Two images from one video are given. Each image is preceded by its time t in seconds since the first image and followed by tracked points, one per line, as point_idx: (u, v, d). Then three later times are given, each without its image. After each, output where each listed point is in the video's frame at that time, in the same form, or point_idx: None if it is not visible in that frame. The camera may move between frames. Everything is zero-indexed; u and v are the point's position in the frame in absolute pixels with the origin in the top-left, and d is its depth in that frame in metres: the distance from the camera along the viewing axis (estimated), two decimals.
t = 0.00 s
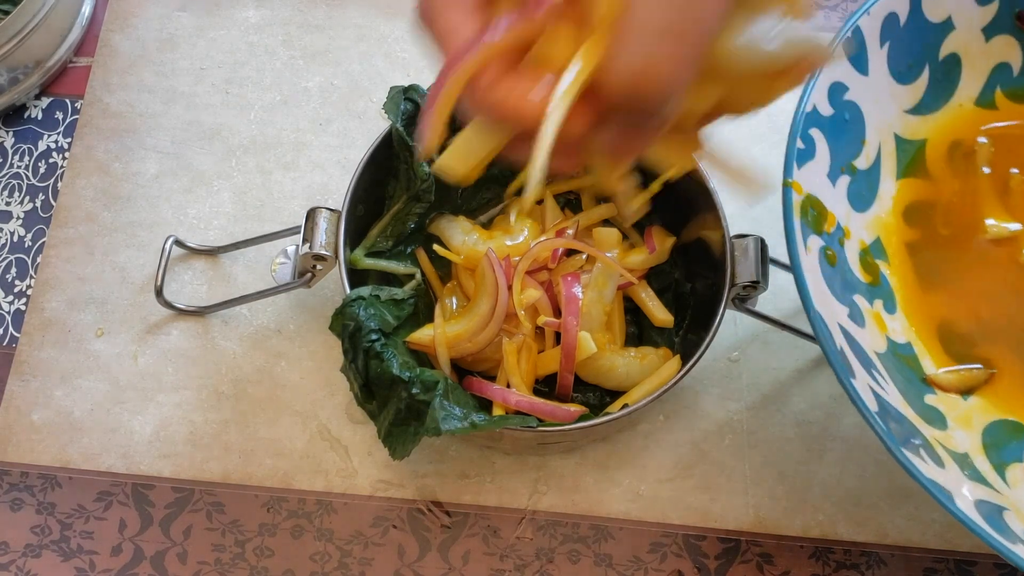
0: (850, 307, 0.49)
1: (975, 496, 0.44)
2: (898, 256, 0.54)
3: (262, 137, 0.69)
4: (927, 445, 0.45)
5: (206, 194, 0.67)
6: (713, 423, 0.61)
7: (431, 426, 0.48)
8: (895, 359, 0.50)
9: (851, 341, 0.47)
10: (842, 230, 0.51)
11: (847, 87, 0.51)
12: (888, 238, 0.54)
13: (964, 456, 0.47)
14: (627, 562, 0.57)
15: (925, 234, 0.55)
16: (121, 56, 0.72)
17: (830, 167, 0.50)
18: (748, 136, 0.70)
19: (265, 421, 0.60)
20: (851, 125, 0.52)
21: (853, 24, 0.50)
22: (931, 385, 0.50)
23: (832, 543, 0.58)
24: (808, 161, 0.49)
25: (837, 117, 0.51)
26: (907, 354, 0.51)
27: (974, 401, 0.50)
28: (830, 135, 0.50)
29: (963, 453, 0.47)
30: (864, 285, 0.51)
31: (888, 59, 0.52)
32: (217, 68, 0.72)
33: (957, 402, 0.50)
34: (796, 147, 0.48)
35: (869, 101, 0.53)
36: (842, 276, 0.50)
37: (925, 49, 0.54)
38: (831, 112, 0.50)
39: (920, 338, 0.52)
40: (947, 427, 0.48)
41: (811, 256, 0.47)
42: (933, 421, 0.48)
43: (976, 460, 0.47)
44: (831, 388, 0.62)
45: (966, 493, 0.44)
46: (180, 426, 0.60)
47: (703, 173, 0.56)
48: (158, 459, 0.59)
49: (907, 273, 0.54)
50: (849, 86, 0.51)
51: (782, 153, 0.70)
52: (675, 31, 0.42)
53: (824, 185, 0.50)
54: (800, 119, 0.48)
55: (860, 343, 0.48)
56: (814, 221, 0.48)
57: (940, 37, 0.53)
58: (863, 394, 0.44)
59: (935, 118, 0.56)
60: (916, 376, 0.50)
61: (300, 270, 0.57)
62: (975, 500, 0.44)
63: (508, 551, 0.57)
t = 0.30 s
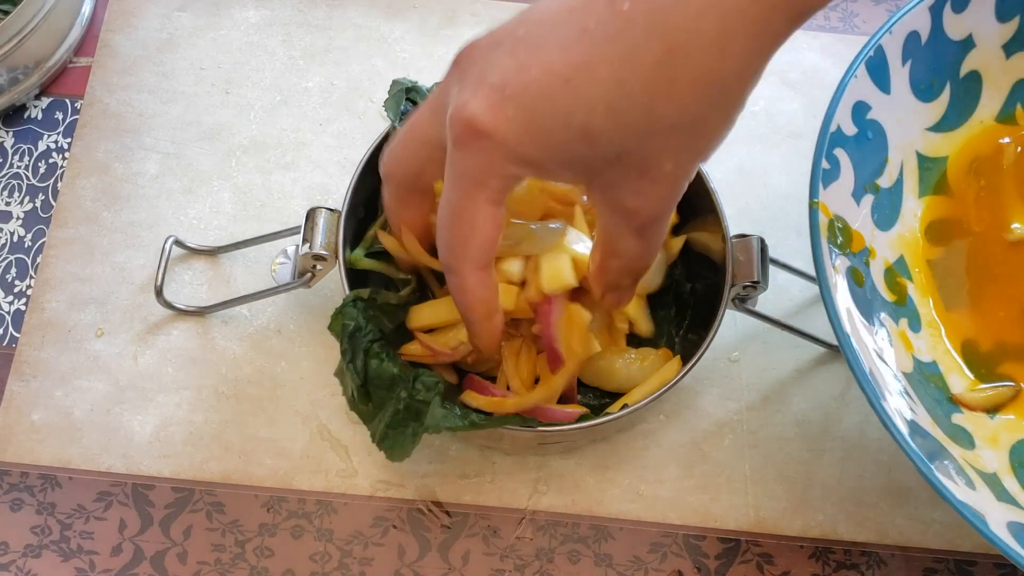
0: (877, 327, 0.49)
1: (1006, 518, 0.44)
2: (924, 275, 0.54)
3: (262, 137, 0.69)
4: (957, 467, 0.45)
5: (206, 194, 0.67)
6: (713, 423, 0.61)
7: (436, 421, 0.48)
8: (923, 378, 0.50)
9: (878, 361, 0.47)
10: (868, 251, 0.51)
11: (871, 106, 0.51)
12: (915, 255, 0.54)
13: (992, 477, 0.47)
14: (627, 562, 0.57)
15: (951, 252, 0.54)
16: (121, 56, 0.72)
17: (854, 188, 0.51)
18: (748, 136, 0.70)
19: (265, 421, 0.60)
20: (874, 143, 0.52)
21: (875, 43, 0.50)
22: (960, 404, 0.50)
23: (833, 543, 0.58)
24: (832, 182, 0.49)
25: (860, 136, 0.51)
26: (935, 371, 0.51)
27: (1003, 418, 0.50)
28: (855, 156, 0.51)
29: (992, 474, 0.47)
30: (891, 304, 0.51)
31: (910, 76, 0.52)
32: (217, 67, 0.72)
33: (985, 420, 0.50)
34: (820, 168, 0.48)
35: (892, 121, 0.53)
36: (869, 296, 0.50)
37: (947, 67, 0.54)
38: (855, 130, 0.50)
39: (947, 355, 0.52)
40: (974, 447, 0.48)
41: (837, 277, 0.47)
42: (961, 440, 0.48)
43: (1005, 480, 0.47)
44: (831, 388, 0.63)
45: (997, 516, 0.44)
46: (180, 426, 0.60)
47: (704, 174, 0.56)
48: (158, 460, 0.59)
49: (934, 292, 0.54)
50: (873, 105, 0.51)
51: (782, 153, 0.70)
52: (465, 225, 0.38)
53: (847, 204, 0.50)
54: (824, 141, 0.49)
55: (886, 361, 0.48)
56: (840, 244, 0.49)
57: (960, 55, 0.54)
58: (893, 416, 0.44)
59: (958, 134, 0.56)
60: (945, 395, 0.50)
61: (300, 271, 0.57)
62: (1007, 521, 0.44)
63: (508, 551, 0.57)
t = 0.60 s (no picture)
0: (884, 329, 0.49)
1: (1019, 527, 0.44)
2: (930, 274, 0.54)
3: (263, 137, 0.69)
4: (967, 474, 0.45)
5: (206, 194, 0.67)
6: (713, 423, 0.61)
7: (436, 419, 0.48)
8: (931, 383, 0.50)
9: (887, 364, 0.47)
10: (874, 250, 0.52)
11: (879, 101, 0.51)
12: (920, 256, 0.54)
13: (1001, 483, 0.47)
14: (627, 562, 0.57)
15: (957, 251, 0.55)
16: (121, 56, 0.72)
17: (861, 186, 0.51)
18: (748, 137, 0.70)
19: (265, 422, 0.60)
20: (882, 140, 0.52)
21: (883, 37, 0.49)
22: (966, 407, 0.50)
23: (833, 543, 0.58)
24: (840, 179, 0.49)
25: (868, 131, 0.50)
26: (941, 374, 0.51)
27: (1009, 423, 0.50)
28: (864, 151, 0.50)
29: (1001, 480, 0.47)
30: (898, 306, 0.51)
31: (919, 70, 0.52)
32: (217, 68, 0.72)
33: (991, 425, 0.50)
34: (829, 165, 0.48)
35: (899, 116, 0.52)
36: (875, 297, 0.50)
37: (957, 62, 0.53)
38: (863, 127, 0.50)
39: (954, 360, 0.52)
40: (983, 452, 0.48)
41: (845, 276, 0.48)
42: (969, 446, 0.48)
43: (1013, 486, 0.47)
44: (831, 388, 0.63)
45: (1008, 525, 0.44)
46: (180, 426, 0.60)
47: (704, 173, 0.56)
48: (158, 460, 0.59)
49: (940, 294, 0.54)
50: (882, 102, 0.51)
51: (781, 154, 0.70)
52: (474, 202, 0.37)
53: (854, 203, 0.50)
54: (833, 137, 0.48)
55: (895, 365, 0.48)
56: (847, 242, 0.49)
57: (967, 52, 0.53)
58: (904, 422, 0.44)
59: (963, 133, 0.56)
60: (952, 399, 0.50)
61: (301, 271, 0.57)
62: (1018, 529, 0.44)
63: (508, 552, 0.57)
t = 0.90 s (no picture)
0: (863, 345, 0.49)
1: (998, 541, 0.44)
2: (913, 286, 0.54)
3: (263, 137, 0.69)
4: (946, 489, 0.45)
5: (206, 195, 0.67)
6: (713, 423, 0.61)
7: (436, 418, 0.48)
8: (911, 397, 0.50)
9: (866, 381, 0.47)
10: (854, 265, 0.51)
11: (858, 115, 0.51)
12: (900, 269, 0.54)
13: (982, 498, 0.47)
14: (627, 562, 0.57)
15: (939, 262, 0.54)
16: (121, 57, 0.72)
17: (840, 201, 0.51)
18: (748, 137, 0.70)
19: (265, 422, 0.60)
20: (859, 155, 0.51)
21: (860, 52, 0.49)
22: (947, 420, 0.50)
23: (833, 543, 0.58)
24: (818, 197, 0.49)
25: (847, 146, 0.50)
26: (921, 389, 0.51)
27: (991, 435, 0.51)
28: (843, 168, 0.50)
29: (981, 495, 0.47)
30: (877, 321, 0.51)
31: (896, 85, 0.52)
32: (217, 68, 0.72)
33: (972, 439, 0.50)
34: (807, 182, 0.48)
35: (878, 131, 0.52)
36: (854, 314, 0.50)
37: (932, 75, 0.53)
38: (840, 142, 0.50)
39: (936, 374, 0.52)
40: (963, 467, 0.48)
41: (823, 294, 0.47)
42: (950, 461, 0.48)
43: (994, 501, 0.47)
44: (831, 388, 0.63)
45: (987, 540, 0.44)
46: (180, 426, 0.60)
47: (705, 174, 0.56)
48: (158, 460, 0.59)
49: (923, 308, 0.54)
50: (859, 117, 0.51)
51: (782, 153, 0.70)
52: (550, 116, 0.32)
53: (834, 220, 0.50)
54: (810, 154, 0.48)
55: (874, 381, 0.48)
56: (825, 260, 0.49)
57: (944, 63, 0.53)
58: (883, 440, 0.44)
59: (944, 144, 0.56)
60: (932, 414, 0.50)
61: (300, 272, 0.57)
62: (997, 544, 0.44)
63: (508, 552, 0.57)
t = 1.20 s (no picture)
0: (857, 315, 0.47)
1: (988, 512, 0.43)
2: (905, 259, 0.53)
3: (263, 137, 0.69)
4: (936, 458, 0.44)
5: (206, 195, 0.67)
6: (713, 423, 0.61)
7: (434, 418, 0.48)
8: (905, 368, 0.49)
9: (858, 349, 0.45)
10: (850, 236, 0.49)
11: (858, 87, 0.49)
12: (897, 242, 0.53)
13: (974, 470, 0.46)
14: (627, 562, 0.57)
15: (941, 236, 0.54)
16: (121, 57, 0.72)
17: (839, 170, 0.49)
18: (748, 137, 0.70)
19: (265, 422, 0.60)
20: (860, 126, 0.50)
21: (863, 22, 0.49)
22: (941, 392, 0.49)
23: (833, 543, 0.58)
24: (817, 165, 0.47)
25: (848, 116, 0.49)
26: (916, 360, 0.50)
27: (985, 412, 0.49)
28: (842, 137, 0.48)
29: (974, 467, 0.46)
30: (873, 293, 0.50)
31: (900, 57, 0.51)
32: (217, 68, 0.72)
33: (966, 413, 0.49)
34: (805, 148, 0.46)
35: (880, 103, 0.51)
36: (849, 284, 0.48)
37: (940, 48, 0.52)
38: (840, 111, 0.48)
39: (930, 347, 0.50)
40: (956, 439, 0.47)
41: (818, 262, 0.45)
42: (942, 432, 0.47)
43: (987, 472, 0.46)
44: (831, 388, 0.63)
45: (975, 509, 0.43)
46: (180, 427, 0.60)
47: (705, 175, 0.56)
48: (159, 460, 0.59)
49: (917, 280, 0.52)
50: (860, 85, 0.49)
51: (782, 153, 0.70)
52: None
53: (834, 188, 0.48)
54: (808, 121, 0.47)
55: (867, 351, 0.46)
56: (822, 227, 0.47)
57: (950, 37, 0.52)
58: (873, 406, 0.43)
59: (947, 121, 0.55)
60: (927, 386, 0.49)
61: (300, 272, 0.57)
62: (986, 516, 0.43)
63: (508, 552, 0.57)
